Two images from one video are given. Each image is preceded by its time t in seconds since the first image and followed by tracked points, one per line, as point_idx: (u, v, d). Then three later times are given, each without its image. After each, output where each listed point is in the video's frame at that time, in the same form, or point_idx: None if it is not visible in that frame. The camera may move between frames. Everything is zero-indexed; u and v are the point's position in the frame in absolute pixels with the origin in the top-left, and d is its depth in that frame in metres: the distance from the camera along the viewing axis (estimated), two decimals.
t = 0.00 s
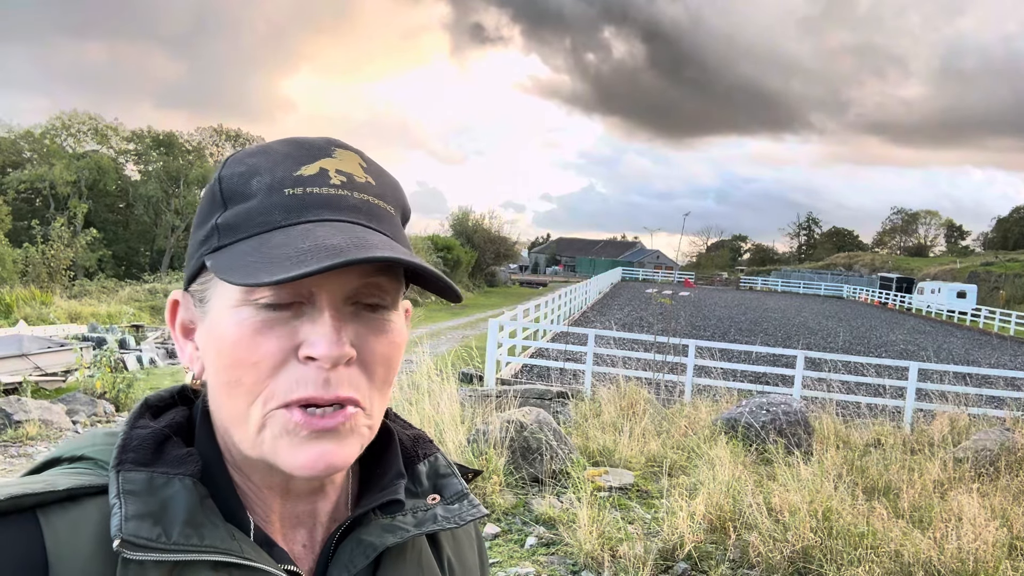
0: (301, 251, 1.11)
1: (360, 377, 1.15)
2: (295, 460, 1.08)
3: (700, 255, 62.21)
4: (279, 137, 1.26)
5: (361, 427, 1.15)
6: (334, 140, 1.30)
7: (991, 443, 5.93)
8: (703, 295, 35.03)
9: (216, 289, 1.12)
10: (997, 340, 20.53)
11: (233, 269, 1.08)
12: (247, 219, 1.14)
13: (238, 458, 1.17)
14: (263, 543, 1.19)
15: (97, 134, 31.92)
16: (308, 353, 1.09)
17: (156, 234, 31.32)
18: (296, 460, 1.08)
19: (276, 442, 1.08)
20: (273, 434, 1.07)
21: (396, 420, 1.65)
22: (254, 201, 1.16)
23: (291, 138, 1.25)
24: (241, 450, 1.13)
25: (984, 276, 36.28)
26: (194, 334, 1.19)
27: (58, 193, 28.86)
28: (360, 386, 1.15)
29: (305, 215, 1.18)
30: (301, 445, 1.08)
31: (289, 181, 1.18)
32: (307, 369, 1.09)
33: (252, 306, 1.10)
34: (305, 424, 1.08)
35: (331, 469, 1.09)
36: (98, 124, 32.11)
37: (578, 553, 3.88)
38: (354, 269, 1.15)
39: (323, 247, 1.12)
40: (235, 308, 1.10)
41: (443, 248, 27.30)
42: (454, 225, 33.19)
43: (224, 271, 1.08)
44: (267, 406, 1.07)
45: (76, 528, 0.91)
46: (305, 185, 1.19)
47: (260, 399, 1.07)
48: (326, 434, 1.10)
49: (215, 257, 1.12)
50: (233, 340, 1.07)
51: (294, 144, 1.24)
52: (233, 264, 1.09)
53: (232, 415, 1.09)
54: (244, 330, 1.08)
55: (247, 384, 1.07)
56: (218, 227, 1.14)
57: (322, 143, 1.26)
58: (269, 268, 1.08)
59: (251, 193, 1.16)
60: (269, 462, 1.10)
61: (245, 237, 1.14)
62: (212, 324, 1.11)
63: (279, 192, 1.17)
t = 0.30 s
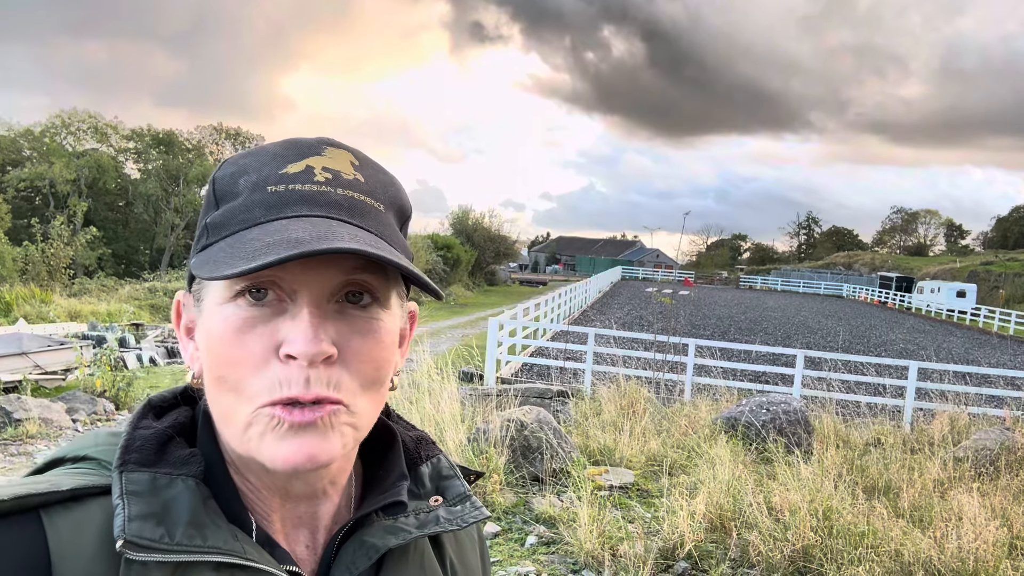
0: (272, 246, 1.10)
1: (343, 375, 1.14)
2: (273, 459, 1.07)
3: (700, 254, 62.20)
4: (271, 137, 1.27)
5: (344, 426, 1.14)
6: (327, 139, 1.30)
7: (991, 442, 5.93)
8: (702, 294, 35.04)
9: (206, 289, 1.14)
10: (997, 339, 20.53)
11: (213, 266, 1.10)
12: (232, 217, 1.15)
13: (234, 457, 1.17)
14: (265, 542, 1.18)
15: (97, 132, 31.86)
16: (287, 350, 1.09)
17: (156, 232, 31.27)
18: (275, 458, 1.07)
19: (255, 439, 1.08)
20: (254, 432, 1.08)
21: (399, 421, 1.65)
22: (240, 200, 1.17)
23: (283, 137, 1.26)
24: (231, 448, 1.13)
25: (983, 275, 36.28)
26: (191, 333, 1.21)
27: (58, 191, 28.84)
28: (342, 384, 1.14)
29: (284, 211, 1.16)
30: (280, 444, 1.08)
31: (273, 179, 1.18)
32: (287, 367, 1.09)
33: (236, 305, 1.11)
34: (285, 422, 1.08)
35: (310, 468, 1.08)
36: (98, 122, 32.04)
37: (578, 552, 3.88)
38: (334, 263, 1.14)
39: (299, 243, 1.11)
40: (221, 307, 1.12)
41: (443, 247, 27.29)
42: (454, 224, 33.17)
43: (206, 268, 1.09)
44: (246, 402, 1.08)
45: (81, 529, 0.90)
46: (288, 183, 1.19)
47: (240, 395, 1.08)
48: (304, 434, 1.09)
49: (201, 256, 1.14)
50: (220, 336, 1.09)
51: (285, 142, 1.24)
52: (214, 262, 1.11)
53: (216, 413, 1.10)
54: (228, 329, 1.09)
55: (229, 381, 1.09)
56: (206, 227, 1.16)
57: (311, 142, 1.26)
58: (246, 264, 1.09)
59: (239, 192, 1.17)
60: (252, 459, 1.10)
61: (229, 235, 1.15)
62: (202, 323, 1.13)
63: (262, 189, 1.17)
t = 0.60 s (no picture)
0: (276, 242, 1.09)
1: (345, 373, 1.14)
2: (274, 456, 1.07)
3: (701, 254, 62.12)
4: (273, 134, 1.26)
5: (345, 424, 1.14)
6: (328, 137, 1.30)
7: (992, 442, 5.92)
8: (703, 294, 35.05)
9: (207, 286, 1.14)
10: (998, 340, 20.49)
11: (215, 263, 1.10)
12: (234, 214, 1.15)
13: (234, 455, 1.16)
14: (264, 541, 1.18)
15: (97, 132, 31.85)
16: (287, 347, 1.08)
17: (157, 232, 31.27)
18: (273, 455, 1.07)
19: (256, 436, 1.08)
20: (255, 430, 1.08)
21: (398, 420, 1.65)
22: (241, 197, 1.16)
23: (285, 134, 1.26)
24: (231, 446, 1.13)
25: (984, 275, 36.24)
26: (193, 331, 1.20)
27: (58, 191, 28.86)
28: (344, 383, 1.13)
29: (285, 209, 1.16)
30: (281, 440, 1.08)
31: (274, 176, 1.17)
32: (287, 363, 1.08)
33: (238, 301, 1.11)
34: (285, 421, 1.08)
35: (310, 465, 1.08)
36: (98, 122, 32.03)
37: (579, 552, 3.87)
38: (335, 260, 1.13)
39: (299, 239, 1.10)
40: (222, 303, 1.12)
41: (444, 247, 27.29)
42: (455, 224, 33.18)
43: (207, 264, 1.09)
44: (248, 399, 1.08)
45: (79, 528, 0.90)
46: (290, 179, 1.18)
47: (241, 390, 1.08)
48: (305, 430, 1.09)
49: (203, 253, 1.13)
50: (220, 333, 1.09)
51: (288, 141, 1.24)
52: (215, 259, 1.11)
53: (217, 410, 1.10)
54: (229, 325, 1.09)
55: (229, 376, 1.09)
56: (207, 224, 1.16)
57: (314, 139, 1.26)
58: (248, 262, 1.09)
59: (240, 188, 1.17)
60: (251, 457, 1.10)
61: (230, 231, 1.14)
62: (203, 320, 1.13)
63: (264, 186, 1.17)
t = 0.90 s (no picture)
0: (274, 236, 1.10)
1: (340, 370, 1.14)
2: (268, 452, 1.07)
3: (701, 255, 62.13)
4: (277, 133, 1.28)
5: (341, 422, 1.14)
6: (332, 136, 1.31)
7: (991, 442, 5.93)
8: (703, 295, 35.09)
9: (207, 280, 1.15)
10: (998, 340, 20.51)
11: (214, 256, 1.10)
12: (235, 209, 1.16)
13: (232, 452, 1.17)
14: (263, 540, 1.18)
15: (97, 133, 31.83)
16: (283, 343, 1.09)
17: (156, 234, 31.26)
18: (267, 450, 1.07)
19: (250, 432, 1.08)
20: (249, 425, 1.08)
21: (398, 420, 1.65)
22: (242, 193, 1.17)
23: (288, 133, 1.27)
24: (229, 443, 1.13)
25: (984, 276, 36.27)
26: (192, 326, 1.21)
27: (58, 192, 28.86)
28: (340, 380, 1.13)
29: (285, 205, 1.16)
30: (275, 437, 1.07)
31: (276, 172, 1.18)
32: (282, 361, 1.09)
33: (237, 297, 1.12)
34: (279, 417, 1.07)
35: (302, 463, 1.08)
36: (98, 124, 32.01)
37: (578, 552, 3.88)
38: (332, 258, 1.13)
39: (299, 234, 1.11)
40: (222, 298, 1.12)
41: (443, 248, 27.30)
42: (454, 225, 33.21)
43: (205, 260, 1.10)
44: (243, 393, 1.08)
45: (79, 525, 0.90)
46: (291, 176, 1.19)
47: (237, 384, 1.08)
48: (299, 426, 1.09)
49: (201, 249, 1.14)
50: (219, 329, 1.10)
51: (291, 140, 1.25)
52: (215, 254, 1.11)
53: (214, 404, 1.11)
54: (227, 320, 1.10)
55: (226, 369, 1.09)
56: (209, 219, 1.17)
57: (316, 138, 1.27)
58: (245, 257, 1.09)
59: (242, 185, 1.18)
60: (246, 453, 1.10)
61: (231, 226, 1.15)
62: (203, 315, 1.14)
63: (265, 182, 1.18)
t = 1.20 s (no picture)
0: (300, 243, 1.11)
1: (358, 372, 1.16)
2: (284, 452, 1.08)
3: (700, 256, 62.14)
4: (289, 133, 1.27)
5: (355, 423, 1.16)
6: (343, 137, 1.30)
7: (990, 443, 5.94)
8: (702, 296, 35.15)
9: (222, 280, 1.14)
10: (997, 341, 20.53)
11: (233, 260, 1.10)
12: (252, 210, 1.15)
13: (240, 453, 1.17)
14: (264, 541, 1.19)
15: (96, 135, 31.80)
16: (303, 345, 1.10)
17: (155, 235, 31.24)
18: (283, 450, 1.08)
19: (267, 432, 1.09)
20: (267, 427, 1.08)
21: (398, 420, 1.66)
22: (259, 194, 1.16)
23: (302, 135, 1.26)
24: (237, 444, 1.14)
25: (983, 278, 36.32)
26: (201, 326, 1.20)
27: (57, 194, 28.83)
28: (357, 382, 1.15)
29: (306, 208, 1.17)
30: (292, 439, 1.08)
31: (294, 175, 1.18)
32: (300, 362, 1.10)
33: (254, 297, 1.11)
34: (297, 417, 1.09)
35: (318, 461, 1.09)
36: (97, 125, 31.98)
37: (577, 553, 3.88)
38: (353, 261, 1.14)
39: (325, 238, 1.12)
40: (237, 299, 1.12)
41: (443, 250, 27.31)
42: (454, 226, 33.24)
43: (223, 262, 1.09)
44: (261, 396, 1.08)
45: (81, 525, 0.91)
46: (311, 178, 1.19)
47: (256, 387, 1.08)
48: (315, 428, 1.10)
49: (216, 250, 1.13)
50: (233, 332, 1.10)
51: (305, 141, 1.25)
52: (234, 256, 1.11)
53: (228, 406, 1.10)
54: (244, 323, 1.10)
55: (244, 370, 1.09)
56: (224, 219, 1.15)
57: (331, 140, 1.27)
58: (267, 259, 1.09)
59: (257, 185, 1.17)
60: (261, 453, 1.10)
61: (249, 228, 1.15)
62: (216, 316, 1.13)
63: (283, 184, 1.17)
